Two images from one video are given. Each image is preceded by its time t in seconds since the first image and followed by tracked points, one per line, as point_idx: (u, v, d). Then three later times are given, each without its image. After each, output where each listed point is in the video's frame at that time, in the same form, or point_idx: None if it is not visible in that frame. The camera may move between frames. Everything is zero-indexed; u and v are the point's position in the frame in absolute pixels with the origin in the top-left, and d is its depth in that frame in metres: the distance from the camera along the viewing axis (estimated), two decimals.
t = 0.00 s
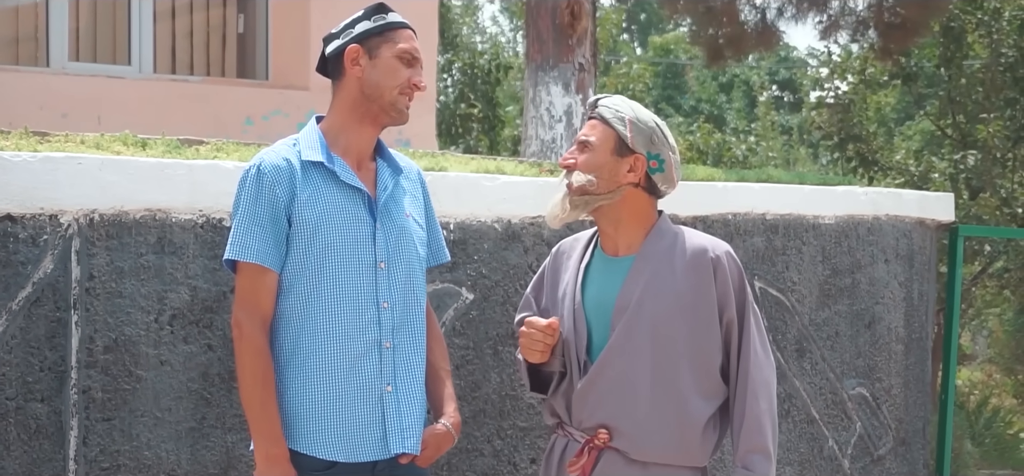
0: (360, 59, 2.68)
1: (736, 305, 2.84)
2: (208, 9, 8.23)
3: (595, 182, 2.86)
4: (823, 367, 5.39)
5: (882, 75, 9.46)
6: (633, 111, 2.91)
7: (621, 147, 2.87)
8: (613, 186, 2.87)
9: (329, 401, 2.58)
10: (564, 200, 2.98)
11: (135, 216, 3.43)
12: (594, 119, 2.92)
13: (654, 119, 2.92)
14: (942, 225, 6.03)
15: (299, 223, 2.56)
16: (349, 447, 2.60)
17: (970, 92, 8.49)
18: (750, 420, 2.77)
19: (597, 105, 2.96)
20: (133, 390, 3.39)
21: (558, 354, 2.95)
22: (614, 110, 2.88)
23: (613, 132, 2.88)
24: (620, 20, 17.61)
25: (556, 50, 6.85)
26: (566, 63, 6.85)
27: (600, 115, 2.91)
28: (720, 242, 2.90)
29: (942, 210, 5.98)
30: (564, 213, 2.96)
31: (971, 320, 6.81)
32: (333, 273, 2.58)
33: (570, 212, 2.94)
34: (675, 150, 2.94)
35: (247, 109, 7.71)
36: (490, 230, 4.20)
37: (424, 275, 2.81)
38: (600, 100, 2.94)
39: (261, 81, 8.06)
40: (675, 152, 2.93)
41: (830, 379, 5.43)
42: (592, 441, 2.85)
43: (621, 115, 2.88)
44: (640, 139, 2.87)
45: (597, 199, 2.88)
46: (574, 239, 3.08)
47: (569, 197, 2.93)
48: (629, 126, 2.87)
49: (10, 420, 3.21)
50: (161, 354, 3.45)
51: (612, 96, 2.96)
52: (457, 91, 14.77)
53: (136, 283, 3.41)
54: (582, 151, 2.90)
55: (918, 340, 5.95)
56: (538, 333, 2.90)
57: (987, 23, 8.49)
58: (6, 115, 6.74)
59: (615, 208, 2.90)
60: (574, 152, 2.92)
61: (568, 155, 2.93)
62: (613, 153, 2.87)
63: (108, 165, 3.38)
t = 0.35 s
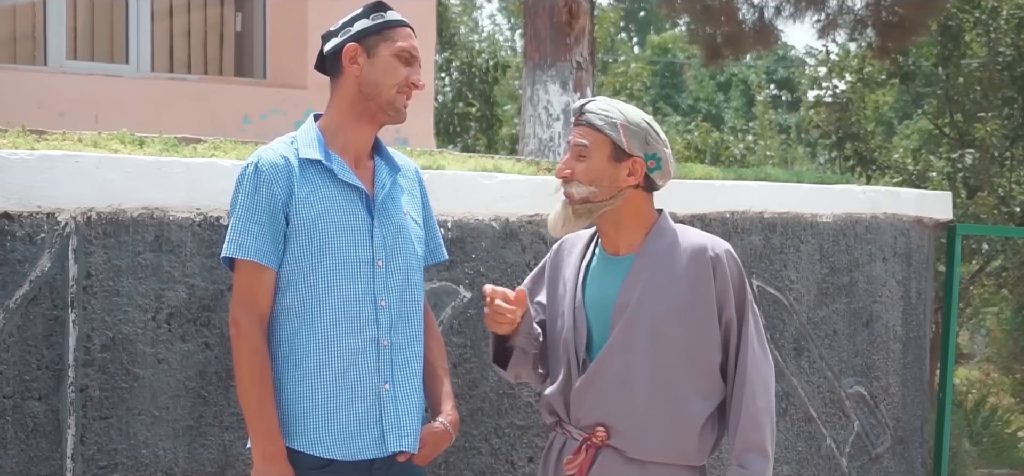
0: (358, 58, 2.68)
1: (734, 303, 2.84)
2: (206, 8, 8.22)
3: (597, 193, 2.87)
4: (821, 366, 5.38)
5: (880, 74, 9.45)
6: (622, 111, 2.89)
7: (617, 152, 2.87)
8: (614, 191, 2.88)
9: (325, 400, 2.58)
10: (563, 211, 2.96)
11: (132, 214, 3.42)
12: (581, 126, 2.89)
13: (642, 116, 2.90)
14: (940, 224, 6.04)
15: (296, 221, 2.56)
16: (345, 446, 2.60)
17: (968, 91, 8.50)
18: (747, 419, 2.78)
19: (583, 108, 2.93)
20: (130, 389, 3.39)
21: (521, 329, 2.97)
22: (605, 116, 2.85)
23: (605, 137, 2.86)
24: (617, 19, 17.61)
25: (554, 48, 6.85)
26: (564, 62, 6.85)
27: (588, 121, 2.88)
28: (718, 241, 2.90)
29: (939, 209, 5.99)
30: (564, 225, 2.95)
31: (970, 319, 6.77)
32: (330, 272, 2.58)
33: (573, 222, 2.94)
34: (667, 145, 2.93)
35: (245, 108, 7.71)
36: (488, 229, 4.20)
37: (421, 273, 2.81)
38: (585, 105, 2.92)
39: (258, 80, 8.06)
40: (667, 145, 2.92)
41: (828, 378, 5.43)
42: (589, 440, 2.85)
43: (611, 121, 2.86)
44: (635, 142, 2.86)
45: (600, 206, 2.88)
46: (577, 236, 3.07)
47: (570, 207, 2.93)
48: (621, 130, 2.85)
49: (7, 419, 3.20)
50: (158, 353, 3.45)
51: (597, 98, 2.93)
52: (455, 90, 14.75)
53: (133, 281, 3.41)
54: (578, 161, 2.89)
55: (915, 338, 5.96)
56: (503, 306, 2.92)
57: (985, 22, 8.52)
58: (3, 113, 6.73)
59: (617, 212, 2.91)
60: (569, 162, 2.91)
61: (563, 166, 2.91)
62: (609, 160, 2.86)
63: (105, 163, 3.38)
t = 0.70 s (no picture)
0: (355, 56, 2.68)
1: (732, 301, 2.85)
2: (204, 7, 8.21)
3: (592, 188, 2.85)
4: (819, 364, 5.39)
5: (877, 73, 9.51)
6: (621, 108, 2.90)
7: (614, 148, 2.86)
8: (609, 189, 2.87)
9: (323, 399, 2.58)
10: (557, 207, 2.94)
11: (130, 212, 3.42)
12: (582, 121, 2.90)
13: (642, 115, 2.90)
14: (938, 223, 6.06)
15: (294, 220, 2.56)
16: (344, 444, 2.60)
17: (966, 89, 8.51)
18: (746, 417, 2.78)
19: (583, 104, 2.93)
20: (128, 387, 3.39)
21: (515, 296, 2.94)
22: (604, 111, 2.86)
23: (604, 134, 2.86)
24: (615, 18, 17.61)
25: (552, 47, 6.85)
26: (562, 60, 6.85)
27: (588, 116, 2.88)
28: (716, 239, 2.91)
29: (938, 207, 6.00)
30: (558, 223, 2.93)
31: (967, 318, 6.76)
32: (328, 270, 2.58)
33: (567, 220, 2.91)
34: (665, 145, 2.93)
35: (243, 107, 7.70)
36: (486, 227, 4.20)
37: (419, 272, 2.81)
38: (587, 100, 2.92)
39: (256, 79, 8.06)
40: (666, 146, 2.92)
41: (826, 376, 5.43)
42: (590, 439, 2.85)
43: (611, 117, 2.86)
44: (632, 140, 2.86)
45: (596, 203, 2.87)
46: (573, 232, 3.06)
47: (564, 204, 2.91)
48: (620, 126, 2.85)
49: (5, 417, 3.23)
50: (157, 351, 3.45)
51: (598, 94, 2.93)
52: (453, 88, 14.74)
53: (131, 280, 3.41)
54: (575, 156, 2.89)
55: (914, 337, 5.96)
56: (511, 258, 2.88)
57: (982, 20, 8.52)
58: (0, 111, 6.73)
59: (612, 209, 2.90)
60: (566, 157, 2.90)
61: (560, 160, 2.91)
62: (607, 156, 2.86)
63: (104, 161, 3.38)
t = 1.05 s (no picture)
0: (353, 55, 2.67)
1: (731, 300, 2.84)
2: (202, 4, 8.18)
3: (593, 181, 2.85)
4: (818, 363, 5.39)
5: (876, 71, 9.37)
6: (629, 105, 2.90)
7: (619, 143, 2.86)
8: (610, 183, 2.87)
9: (321, 398, 2.58)
10: (561, 199, 2.96)
11: (129, 211, 3.41)
12: (589, 116, 2.91)
13: (650, 113, 2.91)
14: (936, 222, 6.05)
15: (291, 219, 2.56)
16: (341, 443, 2.60)
17: (964, 88, 8.51)
18: (744, 415, 2.78)
19: (593, 100, 2.95)
20: (127, 386, 3.39)
21: (497, 289, 2.92)
22: (610, 106, 2.87)
23: (609, 128, 2.87)
24: (614, 17, 17.60)
25: (551, 45, 6.85)
26: (560, 59, 6.85)
27: (596, 111, 2.89)
28: (716, 237, 2.91)
29: (936, 207, 5.98)
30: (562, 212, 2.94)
31: (965, 317, 6.74)
32: (326, 269, 2.58)
33: (568, 212, 2.93)
34: (671, 145, 2.93)
35: (241, 105, 7.70)
36: (485, 226, 4.20)
37: (417, 271, 2.80)
38: (596, 97, 2.93)
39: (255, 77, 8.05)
40: (672, 146, 2.92)
41: (825, 375, 5.43)
42: (589, 437, 2.84)
43: (617, 112, 2.87)
44: (636, 135, 2.86)
45: (596, 196, 2.87)
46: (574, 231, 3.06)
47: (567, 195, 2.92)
48: (625, 122, 2.85)
49: (3, 416, 3.22)
50: (155, 350, 3.44)
51: (608, 92, 2.95)
52: (452, 87, 14.73)
53: (130, 278, 3.40)
54: (579, 148, 2.89)
55: (912, 336, 5.96)
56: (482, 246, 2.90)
57: (981, 19, 8.53)
58: None
59: (613, 205, 2.90)
60: (570, 150, 2.91)
61: (564, 153, 2.92)
62: (610, 150, 2.86)
63: (102, 159, 3.37)
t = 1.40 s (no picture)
0: (349, 55, 2.67)
1: (730, 299, 2.84)
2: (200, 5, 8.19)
3: (593, 186, 2.86)
4: (815, 362, 5.40)
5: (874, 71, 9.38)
6: (619, 104, 2.89)
7: (614, 146, 2.86)
8: (609, 186, 2.87)
9: (319, 399, 2.58)
10: (561, 206, 2.95)
11: (126, 211, 3.41)
12: (581, 120, 2.89)
13: (642, 112, 2.90)
14: (934, 221, 6.05)
15: (288, 219, 2.56)
16: (339, 444, 2.60)
17: (961, 88, 8.50)
18: (743, 415, 2.79)
19: (583, 102, 2.93)
20: (124, 386, 3.38)
21: (477, 258, 2.89)
22: (602, 109, 2.85)
23: (603, 132, 2.86)
24: (611, 16, 17.60)
25: (548, 45, 6.85)
26: (558, 59, 6.85)
27: (587, 116, 2.88)
28: (715, 236, 2.91)
29: (933, 206, 5.98)
30: (563, 220, 2.95)
31: (962, 316, 6.91)
32: (322, 269, 2.57)
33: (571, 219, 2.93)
34: (666, 139, 2.92)
35: (239, 105, 7.69)
36: (483, 226, 4.21)
37: (413, 271, 2.80)
38: (585, 99, 2.91)
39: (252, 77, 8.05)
40: (666, 142, 2.92)
41: (822, 375, 5.44)
42: (588, 436, 2.85)
43: (609, 114, 2.85)
44: (631, 136, 2.86)
45: (597, 201, 2.88)
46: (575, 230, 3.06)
47: (568, 202, 2.92)
48: (618, 123, 2.85)
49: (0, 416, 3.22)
50: (153, 350, 3.44)
51: (597, 93, 2.93)
52: (449, 87, 14.72)
53: (127, 278, 3.40)
54: (575, 154, 2.88)
55: (910, 335, 5.96)
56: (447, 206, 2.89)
57: (977, 19, 8.51)
58: None
59: (613, 207, 2.90)
60: (566, 156, 2.90)
61: (560, 160, 2.91)
62: (606, 153, 2.85)
63: (100, 159, 3.37)
